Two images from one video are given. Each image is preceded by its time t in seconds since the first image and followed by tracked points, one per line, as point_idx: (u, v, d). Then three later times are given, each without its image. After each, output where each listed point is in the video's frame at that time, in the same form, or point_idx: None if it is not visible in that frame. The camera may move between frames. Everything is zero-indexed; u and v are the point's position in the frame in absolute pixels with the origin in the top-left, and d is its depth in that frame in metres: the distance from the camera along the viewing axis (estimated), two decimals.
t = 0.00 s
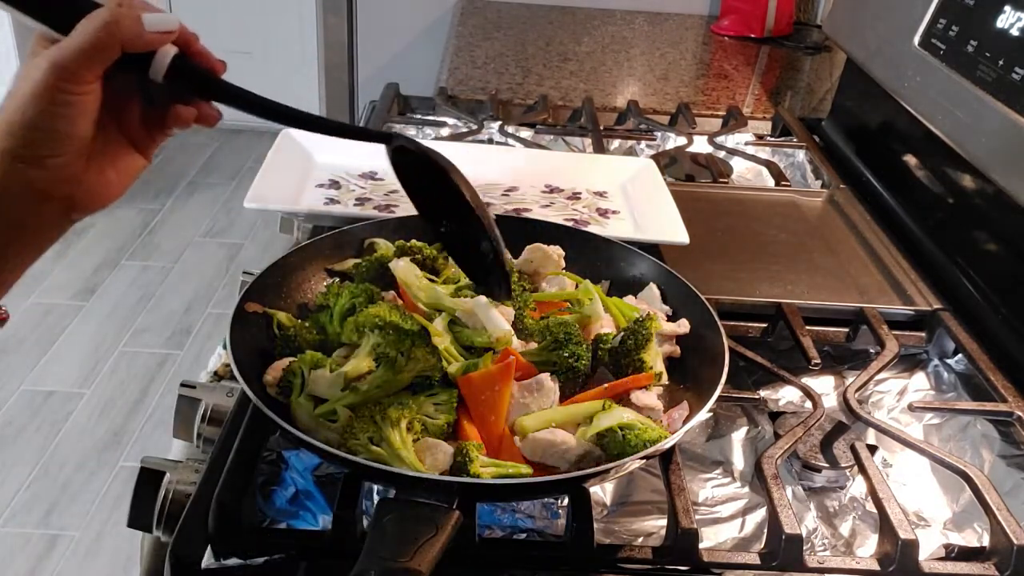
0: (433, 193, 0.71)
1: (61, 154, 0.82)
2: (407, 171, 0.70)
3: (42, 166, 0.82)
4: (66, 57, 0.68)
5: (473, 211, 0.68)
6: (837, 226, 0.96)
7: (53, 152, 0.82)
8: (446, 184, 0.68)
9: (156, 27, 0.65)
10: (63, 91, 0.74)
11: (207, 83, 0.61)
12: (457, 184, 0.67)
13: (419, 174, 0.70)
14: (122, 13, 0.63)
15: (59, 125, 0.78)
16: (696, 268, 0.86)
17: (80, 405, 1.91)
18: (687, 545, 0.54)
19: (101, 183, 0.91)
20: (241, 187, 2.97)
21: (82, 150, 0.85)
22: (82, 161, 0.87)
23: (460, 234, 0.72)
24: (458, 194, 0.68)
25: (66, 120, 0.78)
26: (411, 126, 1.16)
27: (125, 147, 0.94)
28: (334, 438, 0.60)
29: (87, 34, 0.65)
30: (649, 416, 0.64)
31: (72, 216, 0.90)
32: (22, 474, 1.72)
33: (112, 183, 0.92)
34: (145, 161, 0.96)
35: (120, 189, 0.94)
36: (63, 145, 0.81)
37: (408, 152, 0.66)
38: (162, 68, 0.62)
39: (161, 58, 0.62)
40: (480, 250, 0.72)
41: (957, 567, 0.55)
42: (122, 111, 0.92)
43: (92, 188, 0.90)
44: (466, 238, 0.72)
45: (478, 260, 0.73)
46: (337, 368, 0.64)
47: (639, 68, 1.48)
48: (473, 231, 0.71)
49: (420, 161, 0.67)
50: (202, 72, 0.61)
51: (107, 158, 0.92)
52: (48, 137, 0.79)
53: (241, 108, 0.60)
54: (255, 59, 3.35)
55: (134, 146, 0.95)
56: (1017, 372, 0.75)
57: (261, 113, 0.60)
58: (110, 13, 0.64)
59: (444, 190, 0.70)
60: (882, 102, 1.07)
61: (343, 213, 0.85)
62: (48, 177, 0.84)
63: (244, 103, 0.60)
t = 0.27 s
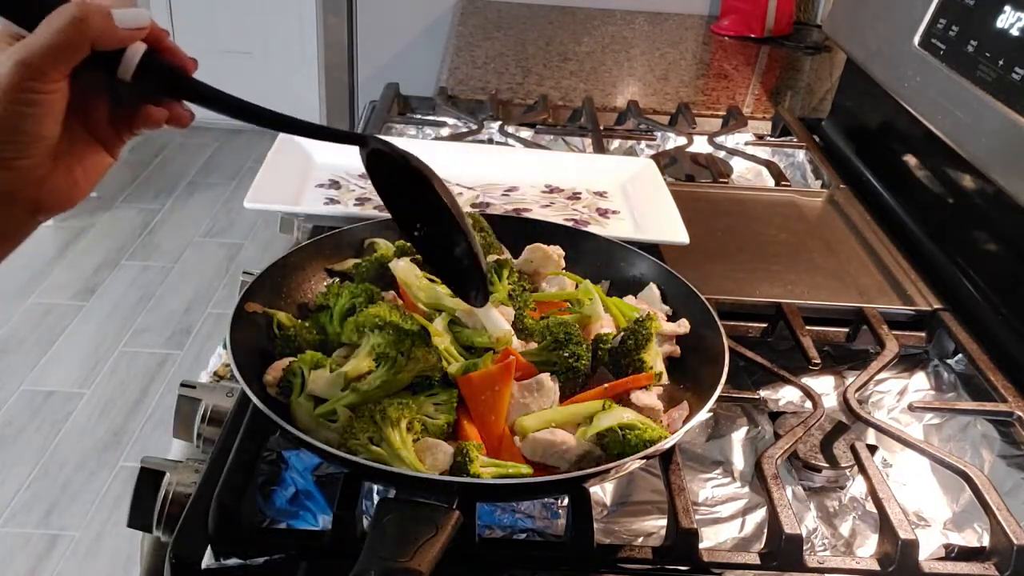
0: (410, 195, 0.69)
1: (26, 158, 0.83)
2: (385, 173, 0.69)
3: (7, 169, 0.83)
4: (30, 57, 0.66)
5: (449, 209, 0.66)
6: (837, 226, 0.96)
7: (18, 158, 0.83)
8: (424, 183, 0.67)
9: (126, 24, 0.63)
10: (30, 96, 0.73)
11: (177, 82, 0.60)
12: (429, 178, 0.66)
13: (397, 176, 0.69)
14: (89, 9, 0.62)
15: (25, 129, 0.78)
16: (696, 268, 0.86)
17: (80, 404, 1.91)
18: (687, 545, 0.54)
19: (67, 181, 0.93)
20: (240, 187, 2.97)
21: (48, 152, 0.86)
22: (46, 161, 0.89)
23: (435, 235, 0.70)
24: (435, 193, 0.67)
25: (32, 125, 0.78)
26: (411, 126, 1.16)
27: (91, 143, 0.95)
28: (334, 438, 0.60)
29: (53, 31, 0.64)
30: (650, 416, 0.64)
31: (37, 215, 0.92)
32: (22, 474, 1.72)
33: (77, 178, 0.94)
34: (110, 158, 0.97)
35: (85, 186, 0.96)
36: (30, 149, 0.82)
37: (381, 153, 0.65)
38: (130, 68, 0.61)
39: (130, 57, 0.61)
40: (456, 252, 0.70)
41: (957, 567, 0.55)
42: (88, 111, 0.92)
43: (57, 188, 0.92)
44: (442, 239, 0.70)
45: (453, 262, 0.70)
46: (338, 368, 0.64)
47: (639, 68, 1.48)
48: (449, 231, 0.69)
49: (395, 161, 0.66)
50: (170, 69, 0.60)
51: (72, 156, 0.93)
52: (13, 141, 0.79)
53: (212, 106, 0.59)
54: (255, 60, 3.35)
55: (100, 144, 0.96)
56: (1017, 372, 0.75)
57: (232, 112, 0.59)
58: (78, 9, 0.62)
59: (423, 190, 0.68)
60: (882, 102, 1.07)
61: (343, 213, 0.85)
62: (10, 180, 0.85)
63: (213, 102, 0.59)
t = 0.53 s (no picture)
0: (406, 192, 0.70)
1: (18, 152, 0.83)
2: (381, 168, 0.69)
3: None
4: (23, 53, 0.66)
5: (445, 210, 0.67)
6: (837, 226, 0.96)
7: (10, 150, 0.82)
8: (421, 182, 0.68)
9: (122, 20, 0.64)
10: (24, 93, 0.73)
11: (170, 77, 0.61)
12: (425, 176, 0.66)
13: (394, 173, 0.69)
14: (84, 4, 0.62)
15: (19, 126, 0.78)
16: (696, 268, 0.86)
17: (80, 405, 1.91)
18: (686, 545, 0.54)
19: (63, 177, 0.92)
20: (240, 187, 2.97)
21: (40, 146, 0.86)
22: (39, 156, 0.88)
23: (429, 233, 0.71)
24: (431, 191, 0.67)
25: (26, 121, 0.78)
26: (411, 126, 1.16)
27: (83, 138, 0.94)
28: (333, 438, 0.60)
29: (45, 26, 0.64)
30: (649, 416, 0.64)
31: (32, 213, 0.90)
32: (22, 474, 1.72)
33: (74, 175, 0.93)
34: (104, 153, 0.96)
35: (81, 182, 0.94)
36: (22, 144, 0.82)
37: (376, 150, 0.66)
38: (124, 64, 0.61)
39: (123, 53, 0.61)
40: (451, 250, 0.70)
41: (957, 567, 0.55)
42: (81, 106, 0.92)
43: (53, 184, 0.91)
44: (436, 237, 0.71)
45: (447, 260, 0.71)
46: (338, 368, 0.64)
47: (639, 68, 1.48)
48: (444, 229, 0.69)
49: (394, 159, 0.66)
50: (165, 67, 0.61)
51: (66, 152, 0.92)
52: (5, 137, 0.79)
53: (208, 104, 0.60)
54: (255, 60, 3.35)
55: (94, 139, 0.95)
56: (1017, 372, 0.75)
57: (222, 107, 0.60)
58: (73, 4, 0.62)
59: (418, 187, 0.69)
60: (882, 102, 1.07)
61: (344, 213, 0.84)
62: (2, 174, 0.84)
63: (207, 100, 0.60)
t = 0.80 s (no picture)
0: (398, 192, 0.74)
1: (14, 150, 0.83)
2: (376, 169, 0.73)
3: None
4: (20, 49, 0.67)
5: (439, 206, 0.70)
6: (837, 226, 0.96)
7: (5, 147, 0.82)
8: (414, 182, 0.72)
9: (118, 15, 0.63)
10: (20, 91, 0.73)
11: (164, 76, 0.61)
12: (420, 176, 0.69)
13: (388, 173, 0.73)
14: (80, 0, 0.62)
15: (16, 124, 0.78)
16: (696, 268, 0.86)
17: (80, 405, 1.91)
18: (686, 545, 0.54)
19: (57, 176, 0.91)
20: (240, 187, 2.97)
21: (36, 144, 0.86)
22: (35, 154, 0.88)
23: (422, 229, 0.75)
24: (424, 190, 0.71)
25: (24, 119, 0.78)
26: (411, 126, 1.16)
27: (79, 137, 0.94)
28: (333, 438, 0.60)
29: (42, 23, 0.64)
30: (649, 415, 0.64)
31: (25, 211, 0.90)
32: (22, 474, 1.72)
33: (68, 174, 0.93)
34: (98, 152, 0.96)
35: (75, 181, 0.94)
36: (19, 142, 0.82)
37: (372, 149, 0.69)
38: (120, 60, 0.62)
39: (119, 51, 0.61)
40: (444, 246, 0.75)
41: (957, 567, 0.55)
42: (76, 104, 0.92)
43: (47, 182, 0.90)
44: (429, 233, 0.75)
45: (440, 255, 0.75)
46: (338, 368, 0.64)
47: (639, 68, 1.48)
48: (436, 225, 0.74)
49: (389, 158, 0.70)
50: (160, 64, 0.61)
51: (60, 150, 0.92)
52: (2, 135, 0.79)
53: (205, 101, 0.61)
54: (254, 60, 3.35)
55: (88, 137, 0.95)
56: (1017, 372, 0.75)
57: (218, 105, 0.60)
58: None
59: (411, 187, 0.73)
60: (882, 102, 1.07)
61: (344, 213, 0.84)
62: None
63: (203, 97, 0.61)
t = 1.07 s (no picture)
0: (394, 200, 0.72)
1: (14, 155, 0.83)
2: (371, 177, 0.72)
3: None
4: (19, 58, 0.67)
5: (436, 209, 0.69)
6: (837, 226, 0.96)
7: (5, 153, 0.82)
8: (412, 186, 0.70)
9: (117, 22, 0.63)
10: (19, 96, 0.73)
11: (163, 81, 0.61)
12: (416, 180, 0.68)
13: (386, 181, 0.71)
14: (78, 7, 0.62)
15: (15, 130, 0.78)
16: (696, 268, 0.86)
17: (80, 404, 1.91)
18: (686, 544, 0.54)
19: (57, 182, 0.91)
20: (240, 187, 2.97)
21: (36, 151, 0.86)
22: (34, 160, 0.88)
23: (418, 236, 0.73)
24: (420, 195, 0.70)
25: (22, 125, 0.78)
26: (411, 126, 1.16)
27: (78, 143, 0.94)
28: (332, 438, 0.60)
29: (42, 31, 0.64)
30: (649, 415, 0.64)
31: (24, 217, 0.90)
32: (22, 474, 1.72)
33: (68, 179, 0.92)
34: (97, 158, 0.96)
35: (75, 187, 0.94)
36: (18, 147, 0.82)
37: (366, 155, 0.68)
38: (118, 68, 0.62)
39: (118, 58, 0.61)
40: (439, 253, 0.73)
41: (957, 567, 0.55)
42: (75, 110, 0.92)
43: (47, 188, 0.90)
44: (425, 240, 0.73)
45: (436, 262, 0.73)
46: (337, 369, 0.64)
47: (639, 68, 1.48)
48: (433, 231, 0.72)
49: (386, 164, 0.69)
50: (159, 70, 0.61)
51: (60, 156, 0.92)
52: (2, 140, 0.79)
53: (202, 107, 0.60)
54: (254, 60, 3.35)
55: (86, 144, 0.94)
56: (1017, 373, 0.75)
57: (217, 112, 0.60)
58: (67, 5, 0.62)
59: (406, 194, 0.71)
60: (882, 102, 1.07)
61: (344, 213, 0.84)
62: None
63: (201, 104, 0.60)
